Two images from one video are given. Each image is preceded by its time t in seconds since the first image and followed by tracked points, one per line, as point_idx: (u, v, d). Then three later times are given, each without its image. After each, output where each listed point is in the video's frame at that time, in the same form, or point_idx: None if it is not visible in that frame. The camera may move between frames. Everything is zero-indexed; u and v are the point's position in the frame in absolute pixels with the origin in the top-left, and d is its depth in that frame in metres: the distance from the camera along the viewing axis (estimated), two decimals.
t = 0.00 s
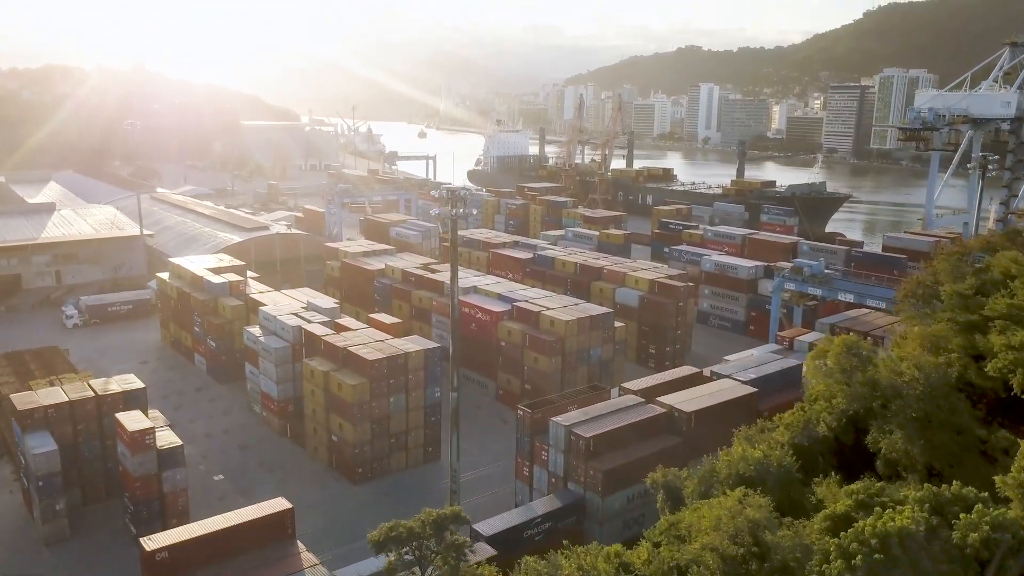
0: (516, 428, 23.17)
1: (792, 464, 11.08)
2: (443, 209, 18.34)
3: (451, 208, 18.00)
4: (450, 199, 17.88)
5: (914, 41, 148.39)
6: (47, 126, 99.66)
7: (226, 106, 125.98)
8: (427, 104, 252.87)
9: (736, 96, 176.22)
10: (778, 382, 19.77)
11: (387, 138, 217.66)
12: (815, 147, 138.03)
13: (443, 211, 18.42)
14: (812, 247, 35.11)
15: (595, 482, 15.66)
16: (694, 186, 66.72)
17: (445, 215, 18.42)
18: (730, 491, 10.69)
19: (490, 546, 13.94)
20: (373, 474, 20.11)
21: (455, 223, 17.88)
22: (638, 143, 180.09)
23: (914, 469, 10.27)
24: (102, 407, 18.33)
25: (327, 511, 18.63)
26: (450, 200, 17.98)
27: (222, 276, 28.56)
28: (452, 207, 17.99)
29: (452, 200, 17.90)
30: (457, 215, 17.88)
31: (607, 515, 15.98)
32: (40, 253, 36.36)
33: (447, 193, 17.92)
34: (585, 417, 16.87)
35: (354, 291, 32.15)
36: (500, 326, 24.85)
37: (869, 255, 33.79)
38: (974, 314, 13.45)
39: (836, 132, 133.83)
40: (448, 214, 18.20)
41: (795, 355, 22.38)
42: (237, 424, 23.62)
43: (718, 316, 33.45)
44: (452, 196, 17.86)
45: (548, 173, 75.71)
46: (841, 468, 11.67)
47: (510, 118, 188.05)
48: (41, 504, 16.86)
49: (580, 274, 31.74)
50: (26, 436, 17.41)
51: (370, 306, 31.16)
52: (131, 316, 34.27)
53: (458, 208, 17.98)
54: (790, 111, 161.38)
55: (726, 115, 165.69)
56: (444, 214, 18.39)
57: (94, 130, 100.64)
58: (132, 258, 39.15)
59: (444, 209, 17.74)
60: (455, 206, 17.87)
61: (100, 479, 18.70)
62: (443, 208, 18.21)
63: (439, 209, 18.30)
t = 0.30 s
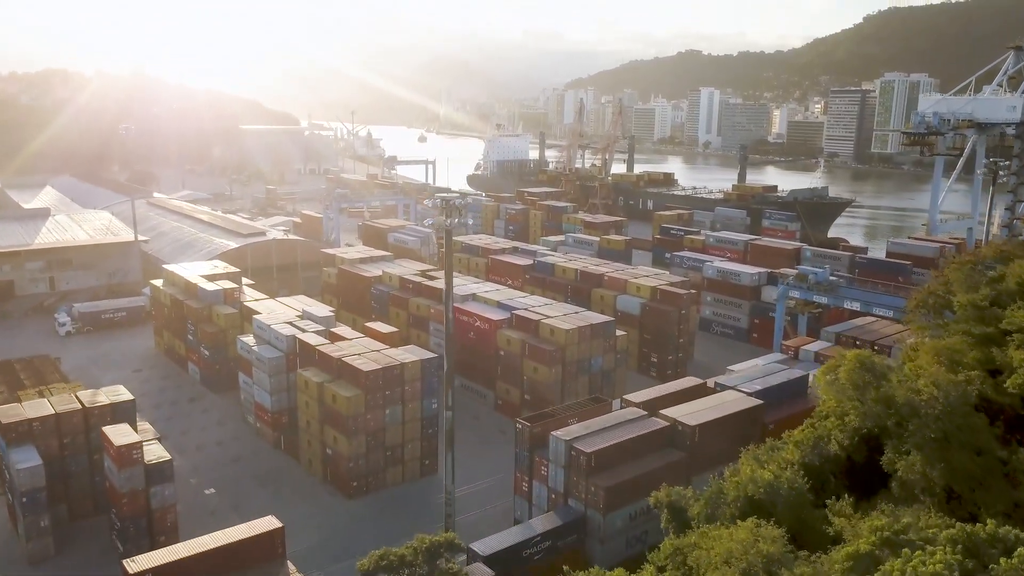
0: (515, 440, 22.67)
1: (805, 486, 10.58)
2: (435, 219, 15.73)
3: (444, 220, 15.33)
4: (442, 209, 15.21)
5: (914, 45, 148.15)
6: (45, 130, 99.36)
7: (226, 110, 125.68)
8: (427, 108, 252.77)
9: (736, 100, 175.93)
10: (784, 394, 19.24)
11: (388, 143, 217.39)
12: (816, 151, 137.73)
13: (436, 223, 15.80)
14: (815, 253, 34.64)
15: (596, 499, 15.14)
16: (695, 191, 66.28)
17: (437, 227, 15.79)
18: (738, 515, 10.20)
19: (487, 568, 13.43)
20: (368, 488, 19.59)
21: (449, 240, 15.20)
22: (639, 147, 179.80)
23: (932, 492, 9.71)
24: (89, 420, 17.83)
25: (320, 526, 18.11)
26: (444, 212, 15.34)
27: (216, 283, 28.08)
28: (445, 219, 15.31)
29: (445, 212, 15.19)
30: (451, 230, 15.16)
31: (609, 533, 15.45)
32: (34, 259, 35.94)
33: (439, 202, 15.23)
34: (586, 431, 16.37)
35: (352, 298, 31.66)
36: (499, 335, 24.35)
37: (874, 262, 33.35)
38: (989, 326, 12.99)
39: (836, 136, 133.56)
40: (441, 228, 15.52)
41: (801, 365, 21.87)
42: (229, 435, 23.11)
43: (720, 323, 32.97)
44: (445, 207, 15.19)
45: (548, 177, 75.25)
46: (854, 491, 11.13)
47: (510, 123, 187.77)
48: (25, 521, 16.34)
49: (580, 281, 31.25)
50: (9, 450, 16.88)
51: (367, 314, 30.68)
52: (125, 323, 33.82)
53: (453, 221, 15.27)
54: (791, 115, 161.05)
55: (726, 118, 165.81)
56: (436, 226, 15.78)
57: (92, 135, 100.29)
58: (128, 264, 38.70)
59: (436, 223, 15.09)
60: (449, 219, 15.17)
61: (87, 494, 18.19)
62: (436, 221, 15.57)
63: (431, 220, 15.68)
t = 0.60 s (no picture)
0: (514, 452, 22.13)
1: (818, 509, 10.10)
2: (429, 229, 15.09)
3: (438, 229, 14.67)
4: (437, 219, 14.54)
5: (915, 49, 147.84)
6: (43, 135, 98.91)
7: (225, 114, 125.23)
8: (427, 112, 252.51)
9: (736, 105, 175.57)
10: (791, 406, 18.71)
11: (387, 147, 216.89)
12: (816, 155, 137.25)
13: (429, 232, 15.16)
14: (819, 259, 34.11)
15: (597, 517, 14.61)
16: (696, 196, 65.74)
17: (431, 237, 15.14)
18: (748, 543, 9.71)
19: None
20: (363, 503, 19.05)
21: (444, 251, 14.52)
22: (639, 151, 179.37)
23: (952, 518, 9.24)
24: (75, 434, 17.32)
25: (313, 542, 17.58)
26: (438, 221, 14.67)
27: (210, 291, 27.56)
28: (440, 229, 14.64)
29: (440, 222, 14.51)
30: (446, 241, 14.51)
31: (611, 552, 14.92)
32: (27, 265, 35.41)
33: (433, 212, 14.57)
34: (587, 445, 15.85)
35: (348, 306, 31.15)
36: (498, 344, 23.82)
37: (878, 268, 32.74)
38: (1006, 338, 12.51)
39: (837, 141, 133.24)
40: (435, 238, 14.86)
41: (807, 375, 21.36)
42: (222, 447, 22.57)
43: (723, 331, 32.48)
44: (440, 217, 14.51)
45: (548, 182, 74.74)
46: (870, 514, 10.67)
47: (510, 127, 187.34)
48: (8, 539, 15.82)
49: (581, 288, 30.74)
50: None
51: (364, 322, 30.15)
52: (119, 331, 33.32)
53: (448, 232, 14.60)
54: (791, 120, 160.66)
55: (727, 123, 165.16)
56: (430, 236, 15.14)
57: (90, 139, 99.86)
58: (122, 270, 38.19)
59: (431, 234, 14.43)
60: (444, 230, 14.51)
61: (74, 510, 17.66)
62: (430, 231, 14.91)
63: (424, 230, 15.02)
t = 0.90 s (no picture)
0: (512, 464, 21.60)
1: (830, 535, 9.63)
2: (421, 241, 14.79)
3: (431, 241, 14.36)
4: (430, 231, 14.23)
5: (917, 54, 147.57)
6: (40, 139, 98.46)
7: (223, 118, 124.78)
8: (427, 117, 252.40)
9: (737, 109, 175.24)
10: (796, 419, 18.21)
11: (387, 151, 216.50)
12: (817, 159, 136.85)
13: (422, 244, 14.83)
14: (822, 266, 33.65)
15: (598, 535, 14.09)
16: (697, 200, 65.25)
17: (423, 249, 14.85)
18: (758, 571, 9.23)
19: None
20: (357, 518, 18.52)
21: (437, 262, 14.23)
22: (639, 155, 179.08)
23: (975, 546, 8.78)
24: (61, 447, 16.84)
25: (304, 558, 17.03)
26: (431, 234, 14.36)
27: (204, 298, 27.09)
28: (433, 241, 14.30)
29: (433, 234, 14.20)
30: (439, 253, 14.20)
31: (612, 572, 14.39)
32: (20, 271, 34.94)
33: (426, 224, 14.30)
34: (588, 460, 15.35)
35: (345, 313, 30.69)
36: (497, 353, 23.33)
37: (885, 275, 32.47)
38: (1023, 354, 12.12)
39: (838, 145, 132.86)
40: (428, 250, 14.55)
41: (812, 385, 20.84)
42: (214, 459, 22.06)
43: (725, 338, 32.02)
44: (433, 228, 14.20)
45: (548, 187, 74.33)
46: (885, 540, 10.21)
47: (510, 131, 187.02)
48: None
49: (581, 295, 30.27)
50: None
51: (361, 329, 29.69)
52: (113, 338, 32.85)
53: (441, 245, 14.29)
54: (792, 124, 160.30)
55: (727, 127, 164.59)
56: (422, 249, 14.84)
57: (89, 143, 99.47)
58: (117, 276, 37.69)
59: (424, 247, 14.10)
60: (437, 243, 14.19)
61: (59, 526, 17.17)
62: (423, 244, 14.61)
63: (416, 242, 14.70)
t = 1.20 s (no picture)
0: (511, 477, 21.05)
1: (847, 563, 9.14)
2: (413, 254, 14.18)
3: (423, 253, 13.79)
4: (421, 242, 13.67)
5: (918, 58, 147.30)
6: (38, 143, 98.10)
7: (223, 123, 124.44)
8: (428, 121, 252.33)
9: (737, 113, 174.93)
10: (803, 433, 17.66)
11: (387, 155, 216.38)
12: (818, 163, 136.45)
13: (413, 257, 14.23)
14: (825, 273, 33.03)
15: (600, 556, 13.56)
16: (698, 205, 64.75)
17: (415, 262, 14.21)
18: None
19: None
20: (351, 534, 17.97)
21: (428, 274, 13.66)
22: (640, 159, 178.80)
23: None
24: (45, 462, 16.30)
25: None
26: (422, 246, 13.77)
27: (197, 306, 26.57)
28: (425, 253, 13.73)
29: (424, 245, 13.63)
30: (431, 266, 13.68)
31: None
32: (13, 277, 34.46)
33: (418, 234, 13.72)
34: (590, 477, 14.81)
35: (341, 320, 30.16)
36: (495, 363, 22.79)
37: (888, 280, 31.95)
38: None
39: (839, 149, 132.52)
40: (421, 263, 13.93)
41: (819, 396, 20.30)
42: (205, 472, 21.50)
43: (728, 345, 31.49)
44: (424, 239, 13.64)
45: (548, 191, 73.88)
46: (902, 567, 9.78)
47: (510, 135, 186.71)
48: None
49: (581, 302, 29.74)
50: None
51: (358, 337, 29.18)
52: (105, 346, 32.32)
53: (433, 258, 13.73)
54: (792, 128, 159.98)
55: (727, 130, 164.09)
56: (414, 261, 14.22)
57: (87, 147, 99.10)
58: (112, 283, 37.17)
59: (415, 260, 13.52)
60: (429, 255, 13.62)
61: (43, 543, 16.62)
62: (414, 256, 14.03)
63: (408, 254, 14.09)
